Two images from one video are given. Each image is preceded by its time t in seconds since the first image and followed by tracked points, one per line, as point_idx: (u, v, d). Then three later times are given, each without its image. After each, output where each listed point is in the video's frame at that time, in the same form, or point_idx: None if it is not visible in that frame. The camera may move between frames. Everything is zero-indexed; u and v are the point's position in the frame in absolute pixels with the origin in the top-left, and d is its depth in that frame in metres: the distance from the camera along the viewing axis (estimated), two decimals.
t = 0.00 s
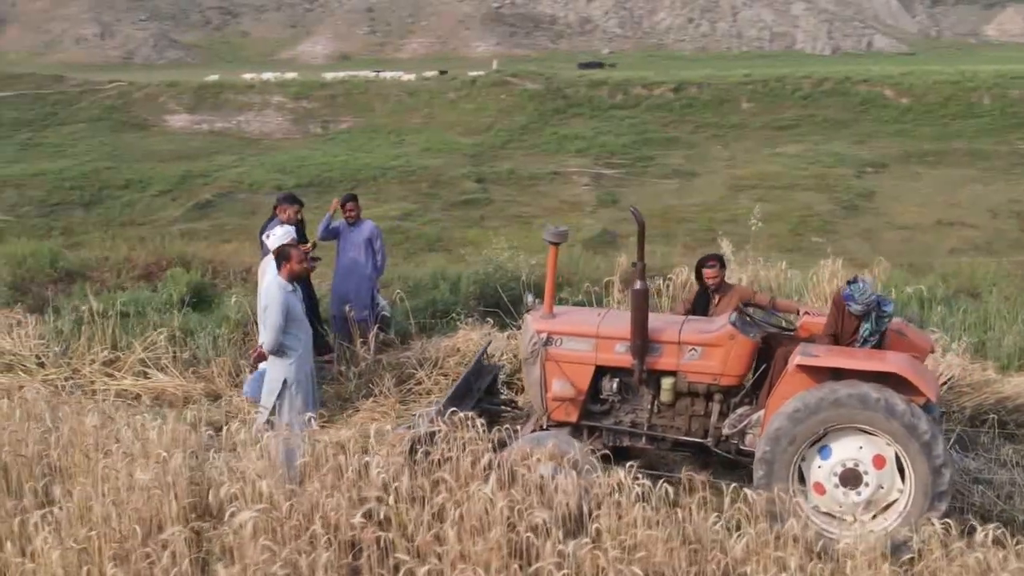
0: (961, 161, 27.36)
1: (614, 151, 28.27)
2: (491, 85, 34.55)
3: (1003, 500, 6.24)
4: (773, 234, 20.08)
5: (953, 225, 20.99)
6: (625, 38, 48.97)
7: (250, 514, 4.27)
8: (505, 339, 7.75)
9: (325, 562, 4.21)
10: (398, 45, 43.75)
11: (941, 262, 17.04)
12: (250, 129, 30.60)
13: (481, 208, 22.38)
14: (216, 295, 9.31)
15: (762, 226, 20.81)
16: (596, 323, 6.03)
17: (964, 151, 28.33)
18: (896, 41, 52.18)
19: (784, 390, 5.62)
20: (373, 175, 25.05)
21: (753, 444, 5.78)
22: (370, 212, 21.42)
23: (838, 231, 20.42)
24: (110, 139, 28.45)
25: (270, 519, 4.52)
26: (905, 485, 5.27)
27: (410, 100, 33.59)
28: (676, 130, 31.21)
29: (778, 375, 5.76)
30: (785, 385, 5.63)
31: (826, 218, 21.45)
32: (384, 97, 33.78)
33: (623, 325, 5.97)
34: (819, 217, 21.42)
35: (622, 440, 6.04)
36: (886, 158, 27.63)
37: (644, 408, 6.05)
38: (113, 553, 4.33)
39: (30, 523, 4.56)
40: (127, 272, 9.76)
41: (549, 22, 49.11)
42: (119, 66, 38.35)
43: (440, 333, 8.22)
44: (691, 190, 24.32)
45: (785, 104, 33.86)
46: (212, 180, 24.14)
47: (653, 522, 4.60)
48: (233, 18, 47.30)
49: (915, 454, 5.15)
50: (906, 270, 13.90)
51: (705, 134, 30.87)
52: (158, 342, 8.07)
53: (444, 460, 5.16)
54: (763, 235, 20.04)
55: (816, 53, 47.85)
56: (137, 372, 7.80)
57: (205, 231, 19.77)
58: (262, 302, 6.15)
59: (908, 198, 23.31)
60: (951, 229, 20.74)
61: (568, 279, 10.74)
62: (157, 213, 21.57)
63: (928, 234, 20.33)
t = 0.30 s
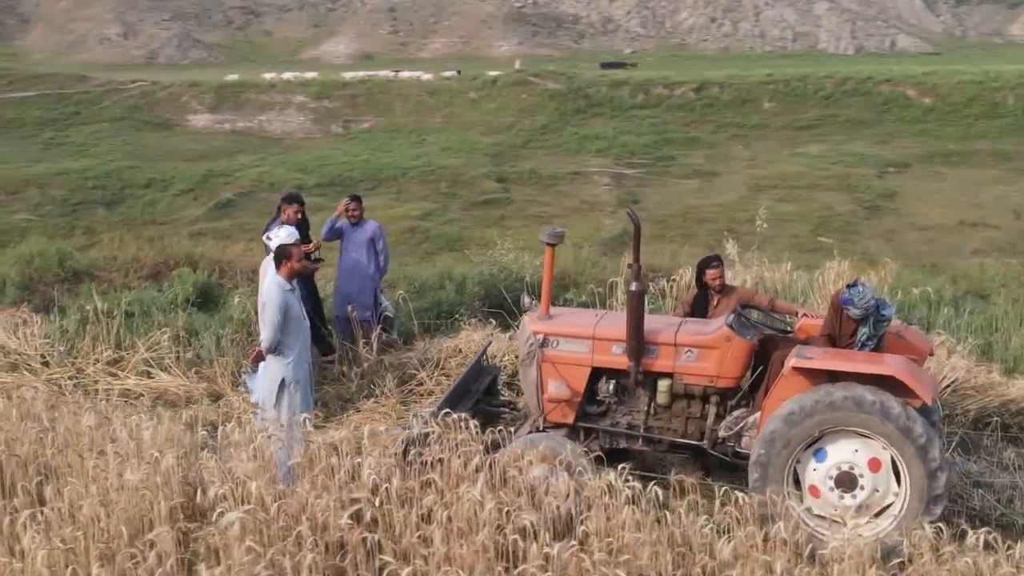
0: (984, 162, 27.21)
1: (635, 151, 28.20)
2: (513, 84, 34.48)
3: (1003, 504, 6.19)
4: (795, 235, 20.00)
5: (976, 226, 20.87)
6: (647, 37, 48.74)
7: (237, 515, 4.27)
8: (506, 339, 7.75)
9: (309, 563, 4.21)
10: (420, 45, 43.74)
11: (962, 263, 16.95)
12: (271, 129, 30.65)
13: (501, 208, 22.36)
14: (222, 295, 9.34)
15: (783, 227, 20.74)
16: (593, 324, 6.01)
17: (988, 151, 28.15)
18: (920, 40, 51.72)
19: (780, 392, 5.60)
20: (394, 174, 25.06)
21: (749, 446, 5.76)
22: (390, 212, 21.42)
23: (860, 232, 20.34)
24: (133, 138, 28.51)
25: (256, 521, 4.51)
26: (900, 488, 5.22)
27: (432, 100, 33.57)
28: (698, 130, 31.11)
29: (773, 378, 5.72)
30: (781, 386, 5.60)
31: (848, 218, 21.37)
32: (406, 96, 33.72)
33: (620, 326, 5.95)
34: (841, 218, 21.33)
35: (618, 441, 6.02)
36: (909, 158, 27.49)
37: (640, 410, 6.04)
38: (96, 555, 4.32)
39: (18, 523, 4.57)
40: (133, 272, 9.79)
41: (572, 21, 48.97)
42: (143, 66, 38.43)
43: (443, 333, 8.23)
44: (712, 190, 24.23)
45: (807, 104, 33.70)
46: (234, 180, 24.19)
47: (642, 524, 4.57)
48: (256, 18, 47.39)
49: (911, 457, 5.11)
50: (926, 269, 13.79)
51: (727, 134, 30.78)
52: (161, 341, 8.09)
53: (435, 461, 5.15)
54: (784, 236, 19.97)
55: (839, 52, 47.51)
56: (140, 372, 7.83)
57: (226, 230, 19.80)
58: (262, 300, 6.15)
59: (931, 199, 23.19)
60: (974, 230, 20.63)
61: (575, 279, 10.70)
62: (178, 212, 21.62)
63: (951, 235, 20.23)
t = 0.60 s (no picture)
0: (1007, 162, 27.05)
1: (657, 151, 28.13)
2: (534, 84, 34.42)
3: (1003, 508, 6.14)
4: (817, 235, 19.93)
5: (998, 226, 20.76)
6: (669, 37, 48.48)
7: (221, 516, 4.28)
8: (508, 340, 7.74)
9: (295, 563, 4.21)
10: (443, 45, 43.72)
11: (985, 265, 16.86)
12: (293, 129, 30.68)
13: (522, 208, 22.33)
14: (228, 295, 9.36)
15: (805, 227, 20.68)
16: (590, 324, 6.00)
17: (1011, 152, 27.98)
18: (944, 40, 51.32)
19: (775, 394, 5.56)
20: (415, 174, 25.05)
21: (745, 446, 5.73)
22: (410, 212, 21.42)
23: (882, 232, 20.25)
24: (155, 138, 28.56)
25: (243, 521, 4.52)
26: (895, 490, 5.13)
27: (453, 99, 33.54)
28: (719, 130, 31.00)
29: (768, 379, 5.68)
30: (777, 388, 5.57)
31: (870, 219, 21.29)
32: (427, 96, 33.70)
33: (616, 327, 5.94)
34: (862, 219, 21.24)
35: (614, 442, 6.00)
36: (932, 159, 27.34)
37: (637, 411, 6.02)
38: (82, 553, 4.34)
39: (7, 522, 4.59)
40: (141, 272, 9.82)
41: (594, 21, 48.81)
42: (166, 65, 38.49)
43: (447, 334, 8.23)
44: (733, 191, 24.15)
45: (829, 104, 33.52)
46: (255, 179, 24.22)
47: (628, 527, 4.56)
48: (279, 18, 47.46)
49: (906, 460, 5.02)
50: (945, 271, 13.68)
51: (748, 134, 30.68)
52: (165, 341, 8.10)
53: (426, 461, 5.14)
54: (805, 236, 19.90)
55: (863, 52, 47.20)
56: (144, 371, 7.84)
57: (247, 230, 19.83)
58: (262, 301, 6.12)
59: (954, 199, 23.07)
60: (996, 230, 20.51)
61: (584, 279, 10.65)
62: (200, 211, 21.65)
63: (973, 236, 20.14)
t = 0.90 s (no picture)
0: None
1: (679, 151, 28.06)
2: (555, 84, 34.35)
3: (1003, 510, 6.09)
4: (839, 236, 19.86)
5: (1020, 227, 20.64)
6: (692, 37, 48.22)
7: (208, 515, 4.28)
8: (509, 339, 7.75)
9: (279, 563, 4.21)
10: (465, 45, 43.70)
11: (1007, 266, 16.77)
12: (315, 128, 30.71)
13: (543, 208, 22.31)
14: (233, 295, 9.38)
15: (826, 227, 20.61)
16: (586, 325, 5.99)
17: None
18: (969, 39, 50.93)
19: (771, 395, 5.54)
20: (436, 173, 25.04)
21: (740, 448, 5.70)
22: (431, 211, 21.41)
23: (903, 233, 20.17)
24: (177, 137, 28.62)
25: (230, 521, 4.53)
26: (889, 493, 5.07)
27: (474, 99, 33.52)
28: (741, 130, 30.90)
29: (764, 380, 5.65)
30: (773, 390, 5.54)
31: (891, 219, 21.20)
32: (448, 95, 33.68)
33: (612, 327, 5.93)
34: (884, 219, 21.15)
35: (610, 443, 5.98)
36: (955, 158, 27.18)
37: (633, 412, 6.00)
38: (69, 552, 4.35)
39: None
40: (149, 272, 9.85)
41: (617, 20, 48.69)
42: (189, 66, 38.57)
43: (450, 333, 8.24)
44: (754, 191, 24.06)
45: (851, 104, 33.36)
46: (276, 179, 24.26)
47: (615, 529, 4.56)
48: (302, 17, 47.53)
49: (900, 462, 4.96)
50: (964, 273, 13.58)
51: (769, 134, 30.59)
52: (168, 340, 8.11)
53: (417, 461, 5.13)
54: (826, 237, 19.83)
55: (886, 51, 46.90)
56: (148, 370, 7.85)
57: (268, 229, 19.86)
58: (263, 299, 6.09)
59: (976, 200, 22.95)
60: (1019, 231, 20.40)
61: (591, 279, 10.62)
62: (221, 211, 21.69)
63: (996, 236, 20.03)
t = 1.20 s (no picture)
0: None
1: (700, 151, 27.99)
2: (577, 83, 34.29)
3: (1003, 513, 6.05)
4: (860, 236, 19.77)
5: None
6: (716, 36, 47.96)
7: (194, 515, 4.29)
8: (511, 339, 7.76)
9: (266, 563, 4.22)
10: (488, 44, 43.68)
11: None
12: (337, 128, 30.75)
13: (564, 207, 22.28)
14: (238, 294, 9.41)
15: (848, 228, 20.53)
16: (583, 326, 5.98)
17: None
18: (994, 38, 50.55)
19: (768, 397, 5.51)
20: (457, 173, 25.04)
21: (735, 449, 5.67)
22: (451, 211, 21.40)
23: (925, 233, 20.06)
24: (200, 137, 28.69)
25: (218, 521, 4.53)
26: (885, 495, 5.01)
27: (496, 99, 33.49)
28: (763, 130, 30.79)
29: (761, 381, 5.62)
30: (769, 391, 5.50)
31: (913, 220, 21.08)
32: (470, 96, 33.67)
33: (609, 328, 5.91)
34: (906, 219, 21.04)
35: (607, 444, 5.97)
36: (978, 159, 27.02)
37: (631, 413, 5.98)
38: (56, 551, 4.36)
39: None
40: (158, 271, 9.88)
41: (640, 20, 48.59)
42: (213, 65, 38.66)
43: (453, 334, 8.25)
44: (775, 191, 23.98)
45: (873, 104, 33.21)
46: (297, 178, 24.29)
47: (603, 531, 4.55)
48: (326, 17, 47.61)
49: (896, 464, 4.90)
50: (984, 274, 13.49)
51: (791, 134, 30.48)
52: (172, 339, 8.13)
53: (408, 461, 5.14)
54: (846, 238, 19.74)
55: (911, 50, 46.60)
56: (153, 368, 7.88)
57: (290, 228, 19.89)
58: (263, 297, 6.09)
59: (999, 200, 22.81)
60: None
61: (599, 279, 10.61)
62: (242, 210, 21.73)
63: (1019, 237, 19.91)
